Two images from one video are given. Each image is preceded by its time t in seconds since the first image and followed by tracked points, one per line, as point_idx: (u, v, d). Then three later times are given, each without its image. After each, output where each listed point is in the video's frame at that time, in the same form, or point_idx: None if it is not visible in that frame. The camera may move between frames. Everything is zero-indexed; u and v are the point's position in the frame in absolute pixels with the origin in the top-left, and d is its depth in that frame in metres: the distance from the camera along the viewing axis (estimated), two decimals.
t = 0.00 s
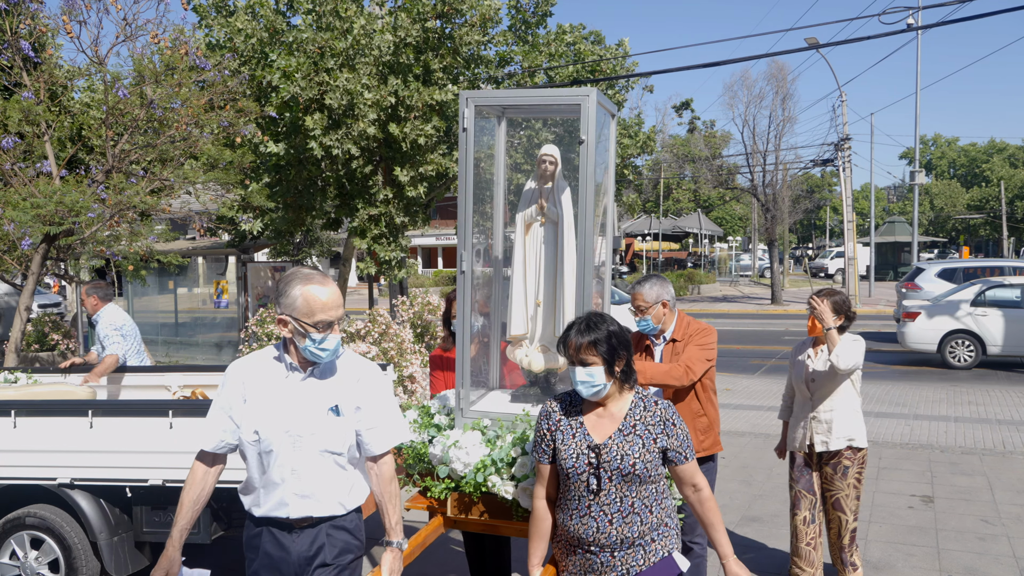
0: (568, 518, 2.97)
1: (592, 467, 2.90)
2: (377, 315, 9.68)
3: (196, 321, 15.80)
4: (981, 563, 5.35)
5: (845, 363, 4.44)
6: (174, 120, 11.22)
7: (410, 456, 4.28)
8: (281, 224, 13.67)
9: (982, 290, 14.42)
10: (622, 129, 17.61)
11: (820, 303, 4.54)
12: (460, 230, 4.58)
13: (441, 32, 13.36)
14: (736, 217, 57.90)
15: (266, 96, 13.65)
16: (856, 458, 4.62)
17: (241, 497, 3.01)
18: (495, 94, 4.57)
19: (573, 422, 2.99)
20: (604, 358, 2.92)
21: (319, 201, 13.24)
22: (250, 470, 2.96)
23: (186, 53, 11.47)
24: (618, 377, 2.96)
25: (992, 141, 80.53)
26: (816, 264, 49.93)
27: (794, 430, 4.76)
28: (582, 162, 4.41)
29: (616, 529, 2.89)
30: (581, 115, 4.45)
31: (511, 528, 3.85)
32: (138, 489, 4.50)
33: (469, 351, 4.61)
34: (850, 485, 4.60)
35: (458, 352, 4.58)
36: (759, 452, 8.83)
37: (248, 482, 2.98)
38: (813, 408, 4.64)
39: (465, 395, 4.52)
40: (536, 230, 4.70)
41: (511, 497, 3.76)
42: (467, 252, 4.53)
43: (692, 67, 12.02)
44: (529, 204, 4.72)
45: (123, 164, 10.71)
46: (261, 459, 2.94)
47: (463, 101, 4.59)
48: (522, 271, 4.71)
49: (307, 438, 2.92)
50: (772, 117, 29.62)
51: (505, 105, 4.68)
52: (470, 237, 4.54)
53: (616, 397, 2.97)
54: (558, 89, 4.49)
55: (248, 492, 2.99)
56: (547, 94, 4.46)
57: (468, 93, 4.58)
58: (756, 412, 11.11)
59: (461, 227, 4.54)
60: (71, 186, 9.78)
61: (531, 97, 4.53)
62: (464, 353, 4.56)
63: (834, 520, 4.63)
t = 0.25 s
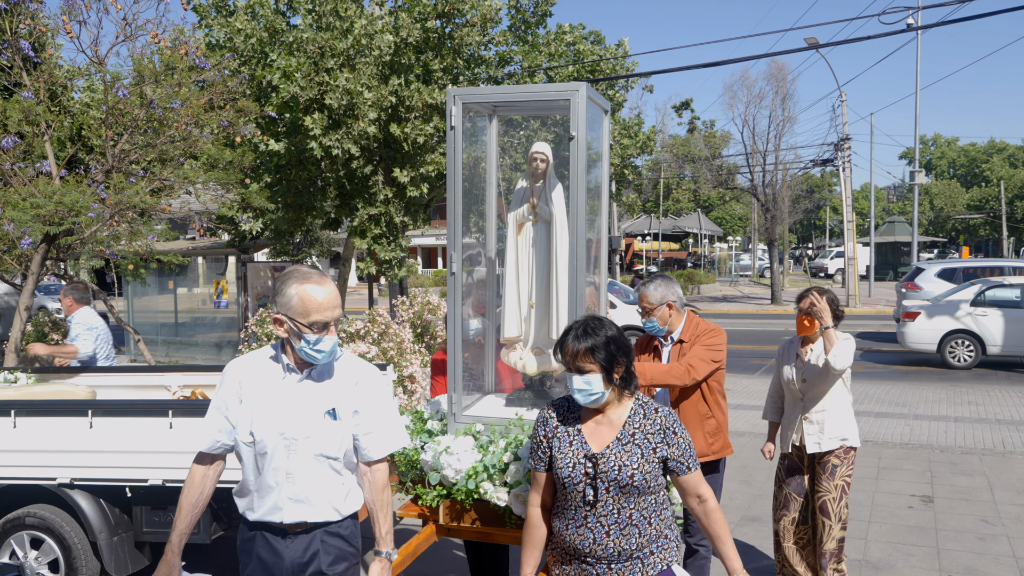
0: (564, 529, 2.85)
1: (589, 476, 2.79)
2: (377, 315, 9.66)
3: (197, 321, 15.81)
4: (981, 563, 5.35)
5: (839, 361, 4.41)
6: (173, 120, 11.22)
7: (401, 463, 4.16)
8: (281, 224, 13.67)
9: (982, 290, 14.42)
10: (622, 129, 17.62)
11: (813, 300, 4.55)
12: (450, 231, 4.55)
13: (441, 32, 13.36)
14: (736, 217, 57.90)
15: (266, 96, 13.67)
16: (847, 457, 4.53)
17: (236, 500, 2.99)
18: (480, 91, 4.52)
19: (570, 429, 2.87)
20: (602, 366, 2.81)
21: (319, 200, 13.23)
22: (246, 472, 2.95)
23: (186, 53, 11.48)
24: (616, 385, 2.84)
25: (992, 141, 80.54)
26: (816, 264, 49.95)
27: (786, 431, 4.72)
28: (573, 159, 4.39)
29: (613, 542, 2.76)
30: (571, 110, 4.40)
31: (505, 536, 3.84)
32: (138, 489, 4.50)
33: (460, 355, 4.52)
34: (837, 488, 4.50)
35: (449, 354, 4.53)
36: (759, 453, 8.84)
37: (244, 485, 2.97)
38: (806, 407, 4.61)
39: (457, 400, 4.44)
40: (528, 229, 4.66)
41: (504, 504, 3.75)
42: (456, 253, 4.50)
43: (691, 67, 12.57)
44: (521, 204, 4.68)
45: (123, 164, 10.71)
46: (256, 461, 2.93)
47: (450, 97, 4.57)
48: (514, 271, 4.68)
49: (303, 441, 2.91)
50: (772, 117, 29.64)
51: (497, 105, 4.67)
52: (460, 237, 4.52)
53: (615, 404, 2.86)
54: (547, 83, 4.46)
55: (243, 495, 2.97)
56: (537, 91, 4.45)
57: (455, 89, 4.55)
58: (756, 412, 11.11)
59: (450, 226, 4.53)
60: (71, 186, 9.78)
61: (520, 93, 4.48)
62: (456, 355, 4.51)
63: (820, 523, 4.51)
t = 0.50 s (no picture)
0: (554, 535, 2.77)
1: (580, 483, 2.71)
2: (377, 315, 9.65)
3: (197, 321, 15.82)
4: (981, 563, 5.35)
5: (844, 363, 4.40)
6: (174, 120, 11.22)
7: (393, 468, 4.15)
8: (281, 224, 13.68)
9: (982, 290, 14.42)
10: (622, 129, 17.61)
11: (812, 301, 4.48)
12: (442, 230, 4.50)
13: (441, 32, 13.34)
14: (736, 217, 57.89)
15: (267, 96, 13.66)
16: (846, 457, 4.52)
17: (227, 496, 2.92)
18: (471, 86, 4.44)
19: (560, 433, 2.78)
20: (591, 370, 2.72)
21: (319, 200, 13.23)
22: (237, 470, 2.88)
23: (186, 53, 11.48)
24: (606, 389, 2.76)
25: (992, 141, 80.53)
26: (816, 264, 49.95)
27: (787, 432, 4.70)
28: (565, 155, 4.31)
29: (605, 549, 2.69)
30: (563, 106, 4.32)
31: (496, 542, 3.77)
32: (138, 489, 4.51)
33: (454, 357, 4.51)
34: (837, 486, 4.48)
35: (441, 356, 4.49)
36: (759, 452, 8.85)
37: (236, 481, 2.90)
38: (807, 409, 4.59)
39: (449, 402, 4.42)
40: (522, 228, 4.64)
41: (496, 510, 3.69)
42: (449, 253, 4.46)
43: (690, 68, 12.79)
44: (515, 202, 4.66)
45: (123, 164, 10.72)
46: (247, 458, 2.86)
47: (440, 93, 4.50)
48: (509, 271, 4.67)
49: (295, 440, 2.83)
50: (772, 117, 29.64)
51: (491, 100, 4.59)
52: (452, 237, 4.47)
53: (606, 409, 2.77)
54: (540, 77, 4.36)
55: (235, 492, 2.91)
56: (529, 86, 4.36)
57: (445, 85, 4.48)
58: (756, 412, 11.11)
59: (442, 227, 4.47)
60: (71, 186, 9.78)
61: (513, 88, 4.39)
62: (448, 356, 4.47)
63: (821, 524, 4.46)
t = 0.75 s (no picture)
0: (539, 543, 2.67)
1: (561, 489, 2.60)
2: (377, 315, 9.65)
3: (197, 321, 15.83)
4: (981, 563, 5.35)
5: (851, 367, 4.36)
6: (174, 120, 11.23)
7: (384, 470, 4.06)
8: (281, 224, 13.68)
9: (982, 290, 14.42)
10: (623, 129, 17.60)
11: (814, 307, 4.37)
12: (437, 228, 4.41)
13: (442, 32, 13.33)
14: (736, 217, 57.87)
15: (267, 96, 13.66)
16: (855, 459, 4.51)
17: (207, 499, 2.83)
18: (468, 81, 4.38)
19: (542, 438, 2.67)
20: (569, 373, 2.59)
21: (320, 200, 13.24)
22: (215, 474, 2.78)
23: (187, 53, 11.49)
24: (586, 392, 2.63)
25: (992, 141, 80.53)
26: (816, 264, 49.95)
27: (792, 438, 4.64)
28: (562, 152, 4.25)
29: (591, 557, 2.58)
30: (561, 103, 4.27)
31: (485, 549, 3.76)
32: (138, 489, 4.51)
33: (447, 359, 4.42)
34: (847, 488, 4.46)
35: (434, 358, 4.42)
36: (759, 452, 8.86)
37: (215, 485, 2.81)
38: (813, 413, 4.54)
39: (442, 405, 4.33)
40: (519, 227, 4.57)
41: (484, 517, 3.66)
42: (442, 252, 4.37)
43: (690, 67, 12.98)
44: (512, 201, 4.59)
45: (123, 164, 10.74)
46: (225, 463, 2.76)
47: (436, 88, 4.43)
48: (506, 270, 4.60)
49: (272, 445, 2.72)
50: (772, 117, 29.64)
51: (491, 96, 4.56)
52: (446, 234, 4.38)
53: (586, 413, 2.65)
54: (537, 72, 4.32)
55: (214, 496, 2.81)
56: (527, 79, 4.30)
57: (441, 80, 4.42)
58: (756, 412, 11.11)
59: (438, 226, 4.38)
60: (71, 185, 9.79)
61: (509, 83, 4.36)
62: (441, 361, 4.40)
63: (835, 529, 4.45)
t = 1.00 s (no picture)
0: (519, 552, 2.59)
1: (540, 495, 2.51)
2: (377, 315, 9.64)
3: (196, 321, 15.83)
4: (982, 563, 5.35)
5: (874, 376, 4.12)
6: (174, 120, 11.22)
7: (371, 473, 3.92)
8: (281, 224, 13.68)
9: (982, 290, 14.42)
10: (623, 129, 17.57)
11: (835, 309, 4.19)
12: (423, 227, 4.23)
13: (442, 32, 13.31)
14: (736, 217, 57.83)
15: (267, 96, 13.66)
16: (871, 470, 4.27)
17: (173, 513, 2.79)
18: (458, 76, 4.20)
19: (520, 443, 2.59)
20: (545, 375, 2.53)
21: (320, 200, 13.25)
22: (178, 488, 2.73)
23: (187, 53, 11.49)
24: (564, 395, 2.55)
25: (992, 141, 80.57)
26: (816, 264, 49.99)
27: (803, 447, 4.39)
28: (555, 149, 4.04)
29: (571, 566, 2.50)
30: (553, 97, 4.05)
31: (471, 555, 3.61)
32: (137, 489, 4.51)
33: (436, 359, 4.21)
34: (863, 500, 4.21)
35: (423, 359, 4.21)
36: (759, 452, 8.85)
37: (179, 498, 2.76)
38: (827, 423, 4.30)
39: (431, 406, 4.09)
40: (511, 226, 4.36)
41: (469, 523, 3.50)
42: (432, 250, 4.19)
43: (688, 67, 12.60)
44: (504, 200, 4.38)
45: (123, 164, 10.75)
46: (186, 475, 2.71)
47: (426, 83, 4.22)
48: (498, 270, 4.39)
49: (233, 455, 2.66)
50: (772, 117, 29.64)
51: (485, 91, 4.33)
52: (435, 232, 4.21)
53: (565, 416, 2.56)
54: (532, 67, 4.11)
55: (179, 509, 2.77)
56: (520, 75, 4.10)
57: (431, 74, 4.22)
58: (756, 412, 11.12)
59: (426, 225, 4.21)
60: (71, 185, 9.80)
61: (503, 78, 4.15)
62: (430, 360, 4.18)
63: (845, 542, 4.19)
